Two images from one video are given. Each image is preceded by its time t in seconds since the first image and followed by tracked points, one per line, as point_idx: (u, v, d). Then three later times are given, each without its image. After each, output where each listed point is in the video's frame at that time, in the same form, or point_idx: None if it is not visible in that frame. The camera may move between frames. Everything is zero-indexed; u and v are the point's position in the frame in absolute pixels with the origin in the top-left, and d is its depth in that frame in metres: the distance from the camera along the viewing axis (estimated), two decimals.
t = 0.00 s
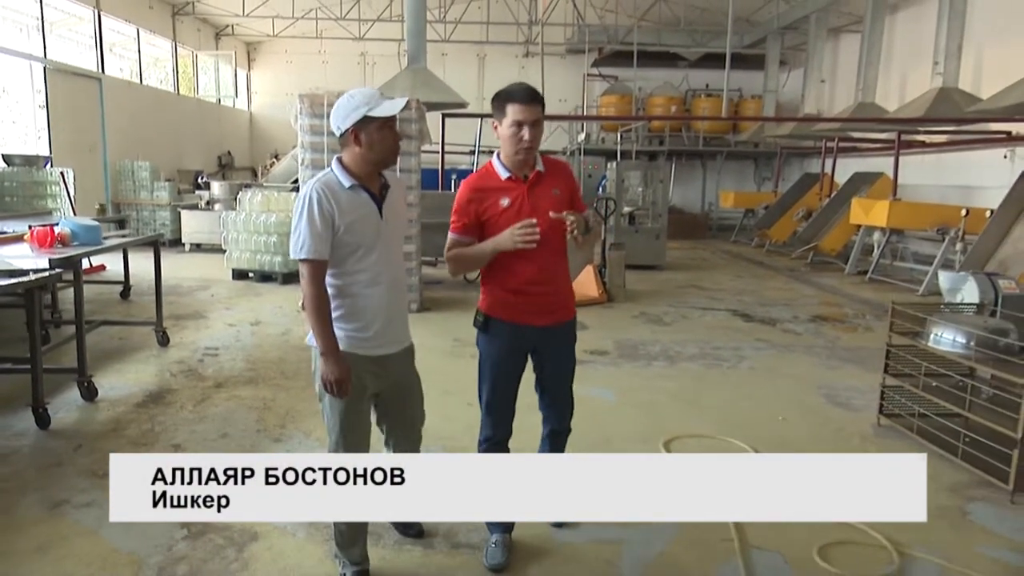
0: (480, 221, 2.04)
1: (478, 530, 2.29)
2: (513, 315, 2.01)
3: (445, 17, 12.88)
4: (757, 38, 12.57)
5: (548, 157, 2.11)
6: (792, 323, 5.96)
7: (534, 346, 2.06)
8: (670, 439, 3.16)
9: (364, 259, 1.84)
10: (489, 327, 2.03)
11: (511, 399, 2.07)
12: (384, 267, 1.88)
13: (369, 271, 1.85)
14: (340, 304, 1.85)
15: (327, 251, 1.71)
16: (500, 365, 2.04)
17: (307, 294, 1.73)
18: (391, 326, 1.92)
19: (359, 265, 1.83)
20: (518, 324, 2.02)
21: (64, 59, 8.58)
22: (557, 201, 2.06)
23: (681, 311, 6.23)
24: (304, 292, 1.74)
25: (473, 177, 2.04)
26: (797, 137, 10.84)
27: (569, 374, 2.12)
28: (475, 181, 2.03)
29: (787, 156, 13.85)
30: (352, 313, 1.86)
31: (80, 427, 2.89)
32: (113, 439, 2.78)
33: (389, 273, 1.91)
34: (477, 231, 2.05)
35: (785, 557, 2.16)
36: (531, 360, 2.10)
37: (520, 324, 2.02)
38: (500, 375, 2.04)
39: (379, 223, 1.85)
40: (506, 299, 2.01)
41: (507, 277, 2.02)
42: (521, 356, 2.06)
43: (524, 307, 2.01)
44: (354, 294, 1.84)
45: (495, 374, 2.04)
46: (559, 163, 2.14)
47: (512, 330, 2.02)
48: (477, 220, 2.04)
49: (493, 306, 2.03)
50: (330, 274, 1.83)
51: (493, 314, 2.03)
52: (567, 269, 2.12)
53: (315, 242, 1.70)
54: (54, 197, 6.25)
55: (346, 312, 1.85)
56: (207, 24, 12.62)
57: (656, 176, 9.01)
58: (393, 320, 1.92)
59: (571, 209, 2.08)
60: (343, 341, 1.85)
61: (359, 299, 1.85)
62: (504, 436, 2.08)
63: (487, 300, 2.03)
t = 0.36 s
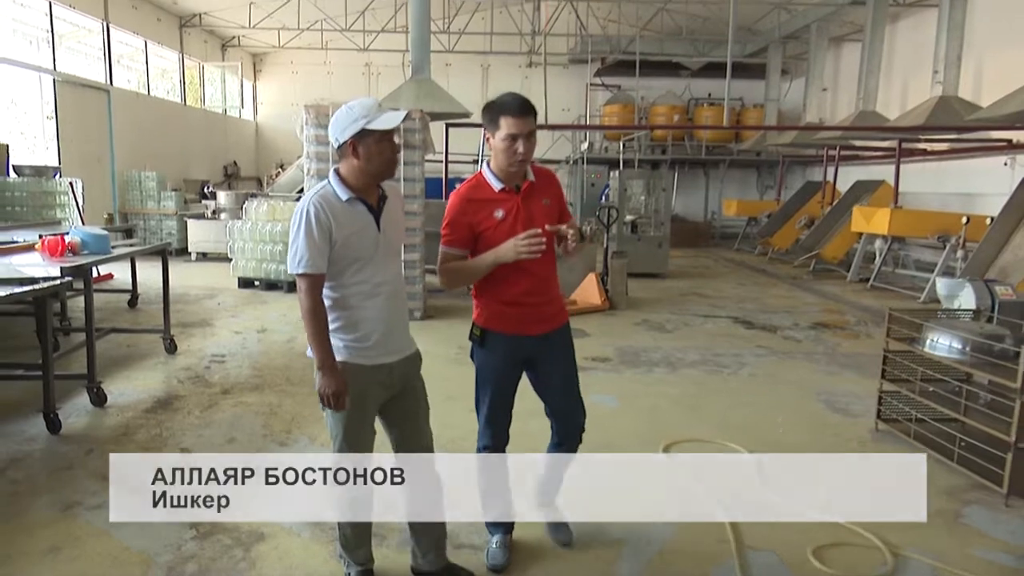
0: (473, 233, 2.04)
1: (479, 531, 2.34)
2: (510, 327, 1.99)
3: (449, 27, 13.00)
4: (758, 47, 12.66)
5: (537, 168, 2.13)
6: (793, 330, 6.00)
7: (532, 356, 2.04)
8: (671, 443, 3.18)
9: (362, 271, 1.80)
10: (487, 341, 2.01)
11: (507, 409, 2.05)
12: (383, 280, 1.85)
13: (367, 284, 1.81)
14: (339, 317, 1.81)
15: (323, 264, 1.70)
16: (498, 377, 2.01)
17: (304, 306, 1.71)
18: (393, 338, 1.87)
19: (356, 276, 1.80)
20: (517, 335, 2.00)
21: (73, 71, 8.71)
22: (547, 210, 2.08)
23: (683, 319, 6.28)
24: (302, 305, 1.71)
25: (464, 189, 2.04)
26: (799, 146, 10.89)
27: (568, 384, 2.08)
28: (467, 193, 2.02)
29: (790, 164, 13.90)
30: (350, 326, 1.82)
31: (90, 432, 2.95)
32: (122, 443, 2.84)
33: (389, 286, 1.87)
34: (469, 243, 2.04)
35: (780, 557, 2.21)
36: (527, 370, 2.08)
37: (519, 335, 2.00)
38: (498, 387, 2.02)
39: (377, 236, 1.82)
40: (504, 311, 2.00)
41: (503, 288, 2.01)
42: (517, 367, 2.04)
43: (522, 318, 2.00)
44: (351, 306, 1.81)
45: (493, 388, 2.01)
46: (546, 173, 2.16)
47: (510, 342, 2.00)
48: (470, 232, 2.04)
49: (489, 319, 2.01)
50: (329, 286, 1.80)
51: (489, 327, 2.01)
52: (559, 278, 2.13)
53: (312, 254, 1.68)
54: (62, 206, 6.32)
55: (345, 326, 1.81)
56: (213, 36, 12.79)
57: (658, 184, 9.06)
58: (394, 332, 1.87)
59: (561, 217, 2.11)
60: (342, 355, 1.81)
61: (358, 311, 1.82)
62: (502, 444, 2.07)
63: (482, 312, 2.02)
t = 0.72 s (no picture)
0: (481, 240, 2.05)
1: (482, 532, 2.39)
2: (509, 338, 1.99)
3: (460, 39, 13.15)
4: (767, 57, 12.70)
5: (555, 180, 2.10)
6: (801, 338, 6.01)
7: (532, 370, 2.03)
8: (673, 448, 3.22)
9: (365, 282, 1.83)
10: (487, 351, 2.03)
11: (512, 416, 2.09)
12: (387, 293, 1.85)
13: (368, 295, 1.84)
14: (341, 325, 1.87)
15: (318, 272, 1.77)
16: (498, 388, 2.04)
17: (303, 308, 1.80)
18: (392, 351, 1.86)
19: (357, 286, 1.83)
20: (516, 347, 1.99)
21: (92, 83, 8.90)
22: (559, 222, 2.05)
23: (690, 327, 6.31)
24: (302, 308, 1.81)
25: (476, 196, 2.04)
26: (809, 155, 10.90)
27: (567, 405, 2.02)
28: (478, 200, 2.03)
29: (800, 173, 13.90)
30: (351, 335, 1.86)
31: (106, 434, 3.04)
32: (137, 445, 2.92)
33: (394, 299, 1.86)
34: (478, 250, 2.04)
35: (776, 559, 2.25)
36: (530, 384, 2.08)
37: (518, 348, 1.99)
38: (498, 398, 2.05)
39: (382, 248, 1.84)
40: (504, 323, 2.00)
41: (506, 299, 2.00)
42: (518, 380, 2.05)
43: (522, 330, 1.99)
44: (352, 315, 1.85)
45: (494, 398, 2.04)
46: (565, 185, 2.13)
47: (509, 353, 2.00)
48: (478, 240, 2.05)
49: (489, 330, 2.02)
50: (334, 293, 1.86)
51: (490, 338, 2.02)
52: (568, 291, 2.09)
53: (310, 260, 1.76)
54: (82, 215, 6.42)
55: (345, 333, 1.86)
56: (228, 48, 13.02)
57: (667, 194, 9.11)
58: (394, 345, 1.85)
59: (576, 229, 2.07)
60: (339, 360, 1.86)
61: (357, 321, 1.85)
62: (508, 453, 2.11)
63: (483, 322, 2.03)
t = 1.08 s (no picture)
0: (503, 230, 2.02)
1: (478, 519, 2.47)
2: (516, 332, 1.97)
3: (466, 37, 13.22)
4: (773, 55, 12.71)
5: (587, 178, 2.04)
6: (801, 335, 6.06)
7: (541, 368, 1.98)
8: (667, 441, 3.29)
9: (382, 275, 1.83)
10: (496, 345, 2.01)
11: (522, 409, 2.09)
12: (403, 287, 1.84)
13: (385, 288, 1.84)
14: (358, 317, 1.87)
15: (336, 260, 1.79)
16: (507, 382, 2.02)
17: (322, 296, 1.83)
18: (405, 346, 1.84)
19: (375, 279, 1.83)
20: (523, 344, 1.96)
21: (102, 80, 9.01)
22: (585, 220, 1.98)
23: (692, 324, 6.36)
24: (322, 296, 1.84)
25: (503, 185, 2.03)
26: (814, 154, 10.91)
27: (575, 410, 1.96)
28: (505, 189, 2.02)
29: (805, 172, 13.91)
30: (367, 327, 1.86)
31: (115, 423, 3.13)
32: (146, 434, 3.02)
33: (410, 295, 1.85)
34: (500, 240, 2.02)
35: (762, 547, 2.31)
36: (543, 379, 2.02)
37: (524, 345, 1.96)
38: (507, 392, 2.04)
39: (401, 243, 1.83)
40: (514, 316, 1.97)
41: (519, 292, 1.97)
42: (528, 378, 2.01)
43: (531, 325, 1.95)
44: (369, 307, 1.85)
45: (501, 390, 2.03)
46: (599, 185, 2.06)
47: (517, 348, 1.97)
48: (500, 228, 2.02)
49: (499, 323, 2.00)
50: (354, 285, 1.87)
51: (500, 331, 1.99)
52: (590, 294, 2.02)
53: (329, 248, 1.79)
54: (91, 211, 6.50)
55: (362, 326, 1.86)
56: (237, 45, 13.13)
57: (671, 192, 9.15)
58: (407, 340, 1.83)
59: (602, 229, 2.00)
60: (355, 352, 1.87)
61: (374, 313, 1.85)
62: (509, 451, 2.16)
63: (496, 314, 2.01)
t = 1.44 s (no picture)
0: (499, 234, 2.00)
1: (452, 518, 2.52)
2: (507, 336, 1.96)
3: (446, 43, 13.28)
4: (749, 67, 12.95)
5: (587, 188, 2.02)
6: (770, 342, 6.20)
7: (530, 372, 1.98)
8: (638, 444, 3.37)
9: (375, 278, 1.80)
10: (486, 348, 2.00)
11: (508, 414, 2.04)
12: (395, 292, 1.81)
13: (377, 292, 1.81)
14: (349, 320, 1.83)
15: (329, 260, 1.75)
16: (494, 384, 1.99)
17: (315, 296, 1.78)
18: (392, 349, 1.82)
19: (366, 280, 1.80)
20: (514, 348, 1.96)
21: (77, 78, 8.90)
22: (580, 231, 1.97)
23: (665, 330, 6.47)
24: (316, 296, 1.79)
25: (503, 190, 2.00)
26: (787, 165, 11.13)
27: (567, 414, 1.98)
28: (503, 194, 1.99)
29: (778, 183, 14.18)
30: (358, 330, 1.82)
31: (88, 423, 3.12)
32: (120, 434, 3.01)
33: (402, 300, 1.82)
34: (497, 244, 2.01)
35: (728, 546, 2.39)
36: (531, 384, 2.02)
37: (515, 349, 1.96)
38: (494, 396, 2.01)
39: (395, 247, 1.80)
40: (506, 320, 1.97)
41: (512, 297, 1.96)
42: (517, 381, 2.00)
43: (522, 330, 1.95)
44: (358, 309, 1.82)
45: (485, 392, 2.00)
46: (598, 196, 2.04)
47: (508, 351, 1.96)
48: (497, 232, 2.00)
49: (491, 326, 1.99)
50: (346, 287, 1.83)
51: (491, 333, 1.98)
52: (583, 303, 2.02)
53: (324, 248, 1.75)
54: (65, 210, 6.47)
55: (352, 329, 1.82)
56: (215, 46, 13.05)
57: (647, 201, 9.28)
58: (393, 344, 1.81)
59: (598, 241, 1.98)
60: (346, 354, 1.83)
61: (365, 316, 1.82)
62: (489, 454, 2.07)
63: (489, 317, 2.00)
